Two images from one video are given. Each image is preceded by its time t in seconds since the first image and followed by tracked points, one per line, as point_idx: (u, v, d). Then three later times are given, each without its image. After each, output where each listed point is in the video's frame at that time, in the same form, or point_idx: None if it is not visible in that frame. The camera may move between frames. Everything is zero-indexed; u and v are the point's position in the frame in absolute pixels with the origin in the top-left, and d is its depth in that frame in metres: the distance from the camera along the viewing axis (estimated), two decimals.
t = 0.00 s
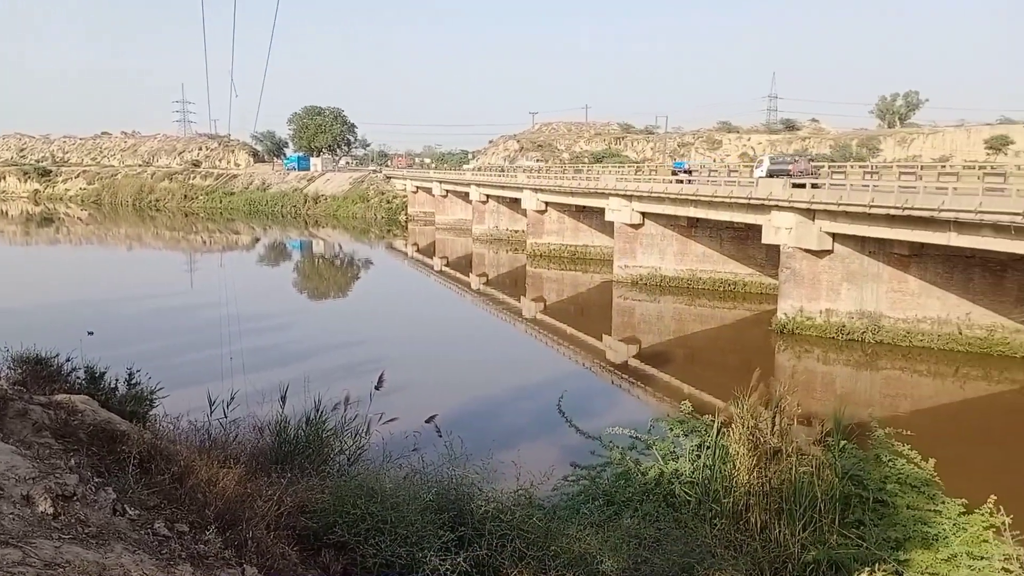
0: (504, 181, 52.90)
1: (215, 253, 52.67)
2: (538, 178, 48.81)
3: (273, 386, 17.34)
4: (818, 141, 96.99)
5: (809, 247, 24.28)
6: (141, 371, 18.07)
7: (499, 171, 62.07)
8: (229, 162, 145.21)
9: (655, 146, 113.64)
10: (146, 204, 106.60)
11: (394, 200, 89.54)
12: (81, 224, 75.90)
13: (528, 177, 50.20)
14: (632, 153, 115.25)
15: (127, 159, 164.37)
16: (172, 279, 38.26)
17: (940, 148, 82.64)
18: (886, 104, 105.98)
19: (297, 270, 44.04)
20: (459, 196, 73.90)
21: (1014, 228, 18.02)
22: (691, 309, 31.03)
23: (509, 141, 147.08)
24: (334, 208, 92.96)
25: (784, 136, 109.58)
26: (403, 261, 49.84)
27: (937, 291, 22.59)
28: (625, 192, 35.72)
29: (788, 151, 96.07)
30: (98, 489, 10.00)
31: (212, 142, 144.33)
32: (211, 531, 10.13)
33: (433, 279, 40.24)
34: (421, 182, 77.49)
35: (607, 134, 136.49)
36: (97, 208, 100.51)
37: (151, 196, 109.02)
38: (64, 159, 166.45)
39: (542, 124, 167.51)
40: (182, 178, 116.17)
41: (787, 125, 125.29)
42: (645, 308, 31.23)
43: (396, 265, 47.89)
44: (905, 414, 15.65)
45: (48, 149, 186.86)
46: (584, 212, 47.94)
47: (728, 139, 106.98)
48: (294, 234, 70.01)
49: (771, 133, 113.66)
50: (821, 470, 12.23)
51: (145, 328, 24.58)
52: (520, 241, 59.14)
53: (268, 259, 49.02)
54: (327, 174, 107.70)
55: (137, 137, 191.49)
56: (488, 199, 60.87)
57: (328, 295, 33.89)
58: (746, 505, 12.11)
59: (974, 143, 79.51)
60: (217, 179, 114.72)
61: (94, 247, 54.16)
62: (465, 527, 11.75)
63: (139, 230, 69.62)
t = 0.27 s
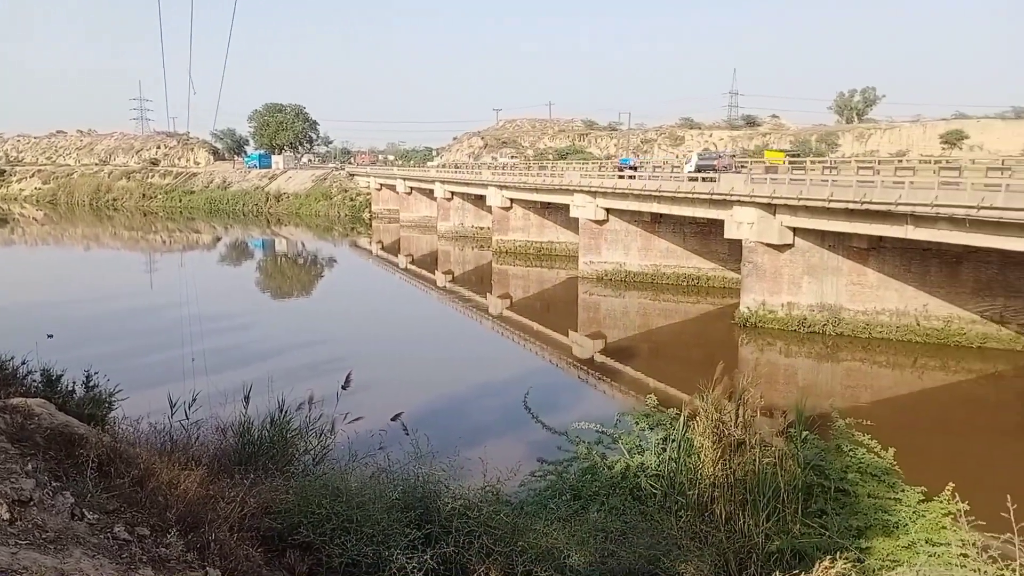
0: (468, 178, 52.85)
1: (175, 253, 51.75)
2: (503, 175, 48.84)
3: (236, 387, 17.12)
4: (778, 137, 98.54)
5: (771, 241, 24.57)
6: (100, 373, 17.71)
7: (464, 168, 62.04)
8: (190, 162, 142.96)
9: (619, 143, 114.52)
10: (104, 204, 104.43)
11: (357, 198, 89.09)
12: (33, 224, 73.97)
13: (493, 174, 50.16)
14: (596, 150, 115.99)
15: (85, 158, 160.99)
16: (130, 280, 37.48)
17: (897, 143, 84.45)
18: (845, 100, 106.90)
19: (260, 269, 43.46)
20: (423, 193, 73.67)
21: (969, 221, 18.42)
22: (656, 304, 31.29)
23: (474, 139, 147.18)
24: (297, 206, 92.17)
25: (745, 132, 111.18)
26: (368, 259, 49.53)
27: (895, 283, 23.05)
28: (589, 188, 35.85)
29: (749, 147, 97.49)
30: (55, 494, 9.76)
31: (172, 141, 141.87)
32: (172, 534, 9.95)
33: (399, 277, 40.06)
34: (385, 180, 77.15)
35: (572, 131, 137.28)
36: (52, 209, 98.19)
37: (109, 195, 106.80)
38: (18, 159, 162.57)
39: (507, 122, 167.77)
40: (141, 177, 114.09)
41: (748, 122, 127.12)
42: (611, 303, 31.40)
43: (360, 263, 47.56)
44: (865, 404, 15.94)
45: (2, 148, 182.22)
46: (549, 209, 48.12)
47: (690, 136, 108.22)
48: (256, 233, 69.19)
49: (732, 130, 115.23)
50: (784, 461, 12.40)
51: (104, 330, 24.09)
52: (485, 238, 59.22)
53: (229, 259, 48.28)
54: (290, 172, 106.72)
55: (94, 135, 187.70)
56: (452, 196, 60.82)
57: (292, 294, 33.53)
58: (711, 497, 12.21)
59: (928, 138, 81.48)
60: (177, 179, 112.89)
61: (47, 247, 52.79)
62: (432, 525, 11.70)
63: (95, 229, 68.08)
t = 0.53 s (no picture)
0: (427, 174, 52.59)
1: (126, 249, 50.48)
2: (462, 170, 48.69)
3: (190, 385, 16.84)
4: (734, 134, 100.00)
5: (726, 238, 24.77)
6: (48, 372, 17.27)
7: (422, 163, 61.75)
8: (144, 155, 139.84)
9: (579, 139, 115.12)
10: (53, 198, 101.47)
11: (314, 192, 88.14)
12: None
13: (451, 170, 49.94)
14: (556, 147, 116.54)
15: (33, 151, 156.34)
16: (77, 276, 36.40)
17: (849, 142, 86.32)
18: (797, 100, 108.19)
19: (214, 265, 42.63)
20: (382, 188, 73.16)
21: (918, 218, 18.82)
22: (614, 300, 31.47)
23: (435, 134, 146.65)
24: (253, 201, 90.83)
25: (703, 130, 112.62)
26: (325, 255, 48.97)
27: (846, 279, 23.49)
28: (548, 185, 35.87)
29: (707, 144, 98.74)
30: None
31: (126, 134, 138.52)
32: (121, 534, 9.73)
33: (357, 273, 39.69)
34: (344, 175, 76.43)
35: (533, 128, 137.66)
36: None
37: (58, 189, 103.80)
38: None
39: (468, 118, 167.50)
40: (92, 171, 111.16)
41: (704, 119, 128.76)
42: (569, 299, 31.50)
43: (318, 259, 46.98)
44: (816, 398, 16.24)
45: None
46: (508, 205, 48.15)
47: (648, 133, 109.31)
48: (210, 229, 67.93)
49: (690, 127, 116.61)
50: (738, 454, 12.59)
51: (52, 328, 23.46)
52: (444, 234, 59.09)
53: (182, 255, 47.26)
54: (247, 167, 105.10)
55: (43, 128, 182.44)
56: (411, 191, 60.52)
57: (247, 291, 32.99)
58: (666, 491, 12.32)
59: (879, 138, 83.41)
60: (130, 173, 110.32)
61: None
62: (389, 521, 11.63)
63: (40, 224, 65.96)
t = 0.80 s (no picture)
0: (399, 173, 52.39)
1: (93, 248, 49.64)
2: (434, 169, 48.57)
3: (158, 386, 16.65)
4: (705, 134, 100.77)
5: (696, 237, 24.96)
6: (13, 374, 17.00)
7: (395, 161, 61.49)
8: (110, 152, 137.59)
9: (552, 138, 115.34)
10: (16, 196, 99.38)
11: (284, 191, 87.45)
12: None
13: (424, 168, 49.77)
14: (528, 146, 116.65)
15: None
16: (41, 276, 35.70)
17: (818, 142, 87.35)
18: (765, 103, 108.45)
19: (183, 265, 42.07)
20: (354, 187, 72.74)
21: (884, 217, 19.11)
22: (586, 299, 31.58)
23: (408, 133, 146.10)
24: (222, 200, 89.84)
25: (674, 129, 113.39)
26: (296, 254, 48.57)
27: (815, 278, 23.79)
28: (521, 184, 35.88)
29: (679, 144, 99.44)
30: None
31: (93, 131, 136.13)
32: (86, 538, 9.60)
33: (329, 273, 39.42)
34: (315, 174, 75.88)
35: (506, 127, 137.66)
36: None
37: (22, 187, 101.72)
38: None
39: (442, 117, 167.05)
40: (57, 169, 109.11)
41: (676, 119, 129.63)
42: (542, 299, 31.56)
43: (289, 258, 46.60)
44: (786, 396, 16.43)
45: None
46: (481, 204, 48.13)
47: (620, 133, 109.85)
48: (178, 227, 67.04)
49: (662, 127, 117.35)
50: (709, 452, 12.69)
51: (17, 328, 23.06)
52: (417, 233, 58.93)
53: (149, 254, 46.57)
54: (217, 165, 103.89)
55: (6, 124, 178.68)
56: (383, 190, 60.23)
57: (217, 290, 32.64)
58: (638, 489, 12.41)
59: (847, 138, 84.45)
60: (96, 171, 108.50)
61: None
62: (360, 522, 11.56)
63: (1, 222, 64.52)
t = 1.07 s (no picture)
0: (369, 171, 52.14)
1: (56, 249, 48.70)
2: (404, 167, 48.40)
3: (124, 388, 16.45)
4: (674, 133, 101.54)
5: (666, 235, 25.16)
6: None
7: (365, 160, 61.16)
8: (73, 152, 135.23)
9: (523, 136, 115.54)
10: None
11: (253, 190, 86.63)
12: None
13: (394, 167, 49.57)
14: (499, 145, 116.66)
15: None
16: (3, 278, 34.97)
17: (785, 140, 88.35)
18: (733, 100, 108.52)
19: (149, 265, 41.46)
20: (324, 186, 72.26)
21: (850, 214, 19.41)
22: (558, 296, 31.68)
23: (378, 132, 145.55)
24: (189, 200, 88.76)
25: (644, 128, 114.12)
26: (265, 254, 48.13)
27: (783, 274, 24.11)
28: (492, 182, 35.87)
29: (648, 142, 100.07)
30: None
31: (57, 131, 133.50)
32: (51, 542, 9.50)
33: (299, 272, 39.11)
34: (284, 172, 75.26)
35: (478, 126, 137.61)
36: None
37: None
38: None
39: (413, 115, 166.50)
40: (19, 169, 106.93)
41: (645, 118, 130.41)
42: (514, 297, 31.60)
43: (259, 258, 46.17)
44: (755, 390, 16.63)
45: None
46: (452, 203, 48.08)
47: (590, 132, 110.26)
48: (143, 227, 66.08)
49: (632, 126, 118.02)
50: (681, 447, 12.79)
51: None
52: (387, 232, 58.71)
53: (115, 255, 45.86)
54: (184, 164, 102.53)
55: None
56: (353, 189, 59.91)
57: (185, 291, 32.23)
58: (611, 485, 12.46)
59: (813, 137, 85.26)
60: (59, 171, 106.51)
61: None
62: (332, 522, 11.47)
63: None
